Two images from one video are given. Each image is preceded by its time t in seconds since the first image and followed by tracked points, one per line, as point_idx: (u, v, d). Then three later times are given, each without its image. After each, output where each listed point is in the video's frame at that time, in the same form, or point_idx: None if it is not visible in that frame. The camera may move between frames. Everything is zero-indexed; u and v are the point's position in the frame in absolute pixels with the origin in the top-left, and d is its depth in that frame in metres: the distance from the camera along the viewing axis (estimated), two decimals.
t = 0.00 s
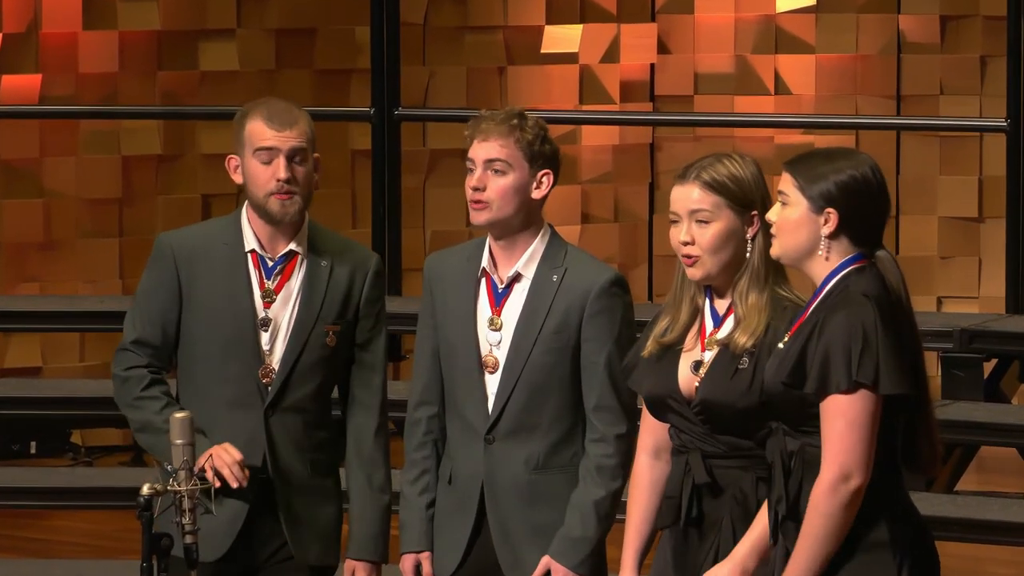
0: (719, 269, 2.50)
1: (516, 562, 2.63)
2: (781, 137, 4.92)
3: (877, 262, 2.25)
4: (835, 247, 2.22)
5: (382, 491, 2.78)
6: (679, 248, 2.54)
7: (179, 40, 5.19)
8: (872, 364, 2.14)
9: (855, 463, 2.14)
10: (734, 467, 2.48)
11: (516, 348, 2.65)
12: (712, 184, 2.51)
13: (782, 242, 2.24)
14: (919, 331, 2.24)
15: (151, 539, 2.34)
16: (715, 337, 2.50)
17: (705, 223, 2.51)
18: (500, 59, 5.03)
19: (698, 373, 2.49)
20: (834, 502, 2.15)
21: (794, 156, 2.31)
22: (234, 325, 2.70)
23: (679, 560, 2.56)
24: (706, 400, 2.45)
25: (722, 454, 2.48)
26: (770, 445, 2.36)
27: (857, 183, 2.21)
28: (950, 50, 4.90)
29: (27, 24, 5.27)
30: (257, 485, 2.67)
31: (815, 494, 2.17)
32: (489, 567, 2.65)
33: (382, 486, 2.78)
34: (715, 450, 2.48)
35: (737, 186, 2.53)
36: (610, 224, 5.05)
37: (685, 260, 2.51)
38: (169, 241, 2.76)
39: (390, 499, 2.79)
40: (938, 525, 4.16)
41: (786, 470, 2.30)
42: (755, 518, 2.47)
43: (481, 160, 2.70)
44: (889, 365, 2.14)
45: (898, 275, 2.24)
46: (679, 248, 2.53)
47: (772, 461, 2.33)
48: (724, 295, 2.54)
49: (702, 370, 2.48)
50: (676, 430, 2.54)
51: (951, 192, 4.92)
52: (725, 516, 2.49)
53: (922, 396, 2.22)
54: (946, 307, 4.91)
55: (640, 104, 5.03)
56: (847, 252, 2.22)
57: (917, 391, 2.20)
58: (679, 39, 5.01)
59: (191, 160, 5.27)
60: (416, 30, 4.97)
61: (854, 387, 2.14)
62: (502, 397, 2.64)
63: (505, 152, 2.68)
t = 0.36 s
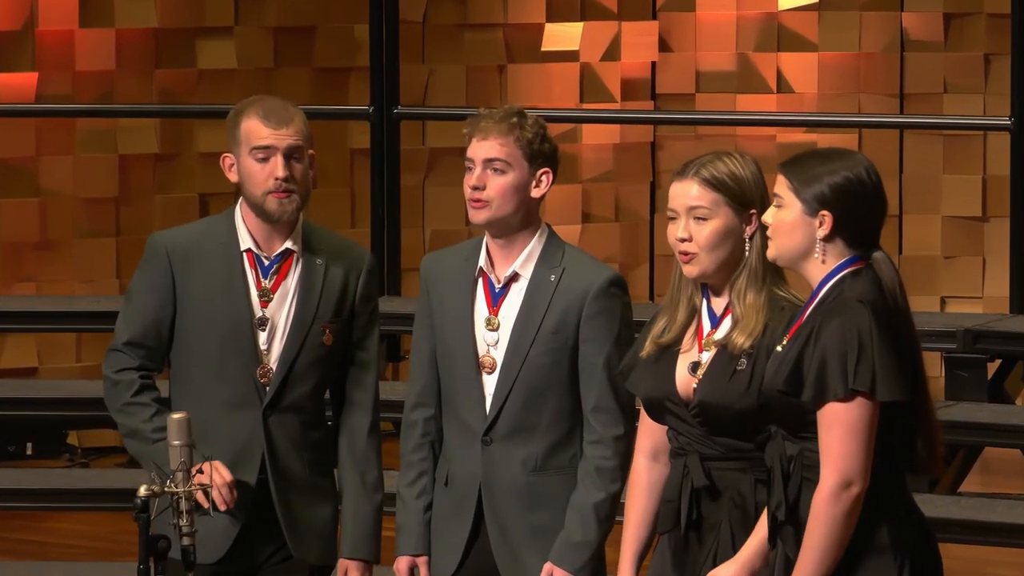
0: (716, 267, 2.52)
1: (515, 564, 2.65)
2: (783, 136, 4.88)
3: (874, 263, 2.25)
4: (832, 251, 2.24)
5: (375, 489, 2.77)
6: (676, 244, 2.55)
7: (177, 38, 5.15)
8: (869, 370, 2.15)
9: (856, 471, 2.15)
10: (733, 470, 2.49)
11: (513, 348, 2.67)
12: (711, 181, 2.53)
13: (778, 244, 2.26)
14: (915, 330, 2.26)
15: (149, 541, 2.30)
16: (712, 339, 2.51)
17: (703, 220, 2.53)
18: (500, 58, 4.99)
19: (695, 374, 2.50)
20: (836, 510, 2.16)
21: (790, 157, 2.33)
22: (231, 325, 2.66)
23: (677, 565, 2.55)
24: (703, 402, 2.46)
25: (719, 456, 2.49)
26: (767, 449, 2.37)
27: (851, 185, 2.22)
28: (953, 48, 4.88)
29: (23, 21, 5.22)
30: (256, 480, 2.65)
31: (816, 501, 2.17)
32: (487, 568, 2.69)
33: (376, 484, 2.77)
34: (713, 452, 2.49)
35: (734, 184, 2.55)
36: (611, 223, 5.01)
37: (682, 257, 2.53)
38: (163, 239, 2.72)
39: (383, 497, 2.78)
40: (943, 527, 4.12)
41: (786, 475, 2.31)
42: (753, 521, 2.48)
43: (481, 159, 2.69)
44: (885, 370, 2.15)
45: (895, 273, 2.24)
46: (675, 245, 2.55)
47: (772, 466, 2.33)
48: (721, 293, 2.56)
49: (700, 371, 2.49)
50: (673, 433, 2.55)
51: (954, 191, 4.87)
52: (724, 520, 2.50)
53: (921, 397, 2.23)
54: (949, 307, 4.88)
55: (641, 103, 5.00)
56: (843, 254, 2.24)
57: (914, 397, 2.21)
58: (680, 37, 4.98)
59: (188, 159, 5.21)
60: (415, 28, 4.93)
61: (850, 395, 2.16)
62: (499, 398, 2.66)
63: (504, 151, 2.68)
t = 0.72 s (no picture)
0: (714, 266, 2.49)
1: (509, 564, 2.63)
2: (785, 134, 4.83)
3: (873, 265, 2.23)
4: (829, 252, 2.21)
5: (367, 488, 2.75)
6: (673, 242, 2.52)
7: (174, 36, 5.11)
8: (865, 373, 2.13)
9: (852, 475, 2.13)
10: (731, 471, 2.48)
11: (508, 347, 2.64)
12: (710, 179, 2.51)
13: (775, 245, 2.24)
14: (915, 332, 2.24)
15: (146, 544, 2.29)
16: (711, 339, 2.48)
17: (701, 218, 2.50)
18: (500, 56, 4.95)
19: (694, 375, 2.48)
20: (831, 513, 2.14)
21: (788, 157, 2.30)
22: (223, 326, 2.65)
23: (677, 567, 2.53)
24: (701, 403, 2.44)
25: (718, 458, 2.47)
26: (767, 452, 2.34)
27: (848, 185, 2.20)
28: (956, 46, 4.84)
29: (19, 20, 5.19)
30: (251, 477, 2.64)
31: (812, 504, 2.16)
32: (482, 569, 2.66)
33: (368, 484, 2.75)
34: (711, 454, 2.48)
35: (734, 182, 2.52)
36: (611, 222, 4.97)
37: (680, 256, 2.51)
38: (152, 238, 2.70)
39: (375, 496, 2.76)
40: (946, 529, 4.08)
41: (783, 478, 2.28)
42: (752, 522, 2.47)
43: (479, 155, 2.66)
44: (881, 373, 2.13)
45: (892, 274, 2.23)
46: (674, 244, 2.52)
47: (771, 468, 2.30)
48: (718, 293, 2.53)
49: (698, 372, 2.47)
50: (672, 434, 2.53)
51: (957, 190, 4.84)
52: (724, 523, 2.49)
53: (921, 400, 2.21)
54: (953, 307, 4.82)
55: (641, 102, 4.96)
56: (841, 255, 2.21)
57: (913, 400, 2.19)
58: (681, 35, 4.93)
59: (186, 158, 5.16)
60: (414, 26, 4.90)
61: (846, 399, 2.13)
62: (493, 397, 2.63)
63: (503, 146, 2.65)
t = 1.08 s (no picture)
0: (710, 267, 2.46)
1: (503, 566, 2.60)
2: (788, 133, 4.79)
3: (872, 268, 2.18)
4: (826, 252, 2.17)
5: (353, 487, 2.74)
6: (670, 238, 2.49)
7: (171, 34, 5.07)
8: (863, 375, 2.09)
9: (852, 480, 2.10)
10: (726, 473, 2.44)
11: (501, 347, 2.61)
12: (712, 177, 2.47)
13: (773, 247, 2.21)
14: (915, 333, 2.21)
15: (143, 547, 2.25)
16: (703, 341, 2.47)
17: (701, 216, 2.47)
18: (500, 54, 4.91)
19: (687, 378, 2.46)
20: (828, 517, 2.11)
21: (789, 155, 2.26)
22: (206, 327, 2.62)
23: (672, 569, 2.50)
24: (694, 405, 2.41)
25: (713, 460, 2.44)
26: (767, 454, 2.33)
27: (847, 186, 2.15)
28: (961, 44, 4.79)
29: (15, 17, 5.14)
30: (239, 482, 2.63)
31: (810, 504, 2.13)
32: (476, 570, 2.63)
33: (354, 482, 2.73)
34: (705, 456, 2.44)
35: (735, 181, 2.49)
36: (612, 222, 4.92)
37: (676, 254, 2.47)
38: (134, 237, 2.66)
39: (361, 494, 2.75)
40: (950, 531, 4.04)
41: (783, 481, 2.26)
42: (749, 524, 2.42)
43: (478, 155, 2.62)
44: (880, 376, 2.09)
45: (892, 275, 2.18)
46: (670, 240, 2.48)
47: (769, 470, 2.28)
48: (711, 292, 2.50)
49: (691, 374, 2.45)
50: (665, 436, 2.50)
51: (961, 189, 4.80)
52: (720, 526, 2.44)
53: (920, 401, 2.18)
54: (957, 308, 4.78)
55: (643, 100, 4.92)
56: (839, 257, 2.18)
57: (912, 402, 2.16)
58: (682, 33, 4.89)
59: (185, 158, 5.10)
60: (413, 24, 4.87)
61: (845, 402, 2.10)
62: (486, 397, 2.60)
63: (503, 146, 2.62)
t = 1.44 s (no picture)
0: (709, 272, 2.43)
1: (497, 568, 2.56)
2: (790, 131, 4.76)
3: (869, 267, 2.15)
4: (825, 252, 2.13)
5: (336, 487, 2.72)
6: (669, 250, 2.44)
7: (168, 30, 5.02)
8: (863, 380, 2.05)
9: (860, 489, 2.05)
10: (722, 475, 2.41)
11: (491, 347, 2.58)
12: (701, 184, 2.43)
13: (772, 248, 2.17)
14: (916, 334, 2.17)
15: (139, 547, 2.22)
16: (701, 340, 2.43)
17: (698, 226, 2.43)
18: (500, 52, 4.87)
19: (684, 379, 2.42)
20: (833, 523, 2.05)
21: (790, 156, 2.22)
22: (188, 327, 2.59)
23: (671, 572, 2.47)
24: (690, 407, 2.38)
25: (709, 462, 2.41)
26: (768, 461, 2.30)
27: (846, 186, 2.12)
28: (964, 42, 4.76)
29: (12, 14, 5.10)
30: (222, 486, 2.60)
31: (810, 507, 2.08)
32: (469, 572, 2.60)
33: (337, 482, 2.71)
34: (702, 458, 2.41)
35: (725, 181, 2.45)
36: (614, 221, 4.88)
37: (677, 263, 2.43)
38: (115, 238, 2.63)
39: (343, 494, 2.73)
40: (954, 533, 4.00)
41: (787, 487, 2.23)
42: (745, 526, 2.40)
43: (465, 153, 2.59)
44: (880, 380, 2.05)
45: (891, 276, 2.14)
46: (670, 253, 2.44)
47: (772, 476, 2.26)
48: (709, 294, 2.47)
49: (689, 375, 2.42)
50: (662, 438, 2.47)
51: (965, 189, 4.76)
52: (716, 528, 2.41)
53: (920, 402, 2.14)
54: (960, 308, 4.74)
55: (644, 98, 4.89)
56: (837, 257, 2.14)
57: (913, 406, 2.12)
58: (684, 30, 4.84)
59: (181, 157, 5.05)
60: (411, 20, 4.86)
61: (846, 408, 2.06)
62: (477, 399, 2.57)
63: (490, 144, 2.59)
